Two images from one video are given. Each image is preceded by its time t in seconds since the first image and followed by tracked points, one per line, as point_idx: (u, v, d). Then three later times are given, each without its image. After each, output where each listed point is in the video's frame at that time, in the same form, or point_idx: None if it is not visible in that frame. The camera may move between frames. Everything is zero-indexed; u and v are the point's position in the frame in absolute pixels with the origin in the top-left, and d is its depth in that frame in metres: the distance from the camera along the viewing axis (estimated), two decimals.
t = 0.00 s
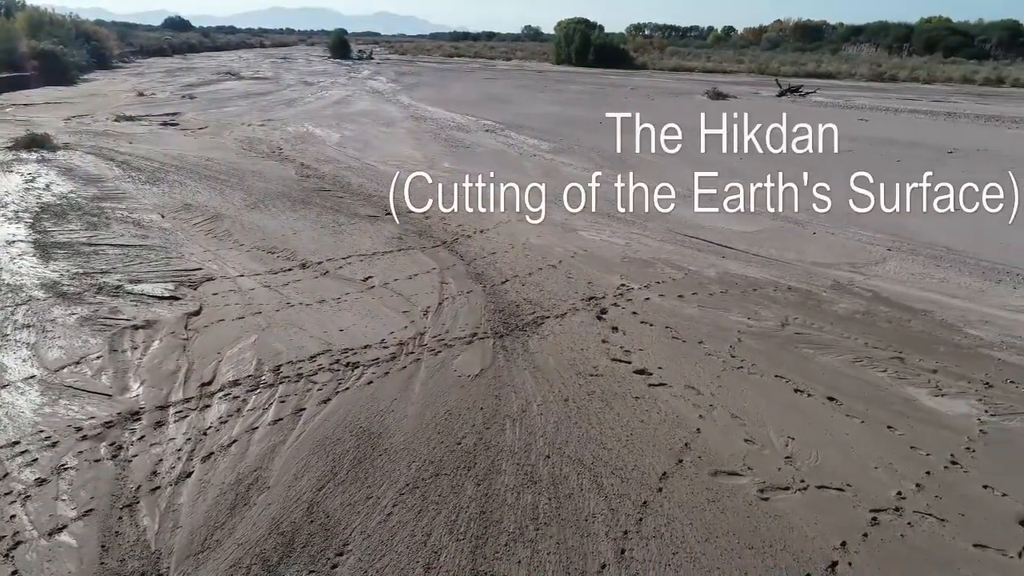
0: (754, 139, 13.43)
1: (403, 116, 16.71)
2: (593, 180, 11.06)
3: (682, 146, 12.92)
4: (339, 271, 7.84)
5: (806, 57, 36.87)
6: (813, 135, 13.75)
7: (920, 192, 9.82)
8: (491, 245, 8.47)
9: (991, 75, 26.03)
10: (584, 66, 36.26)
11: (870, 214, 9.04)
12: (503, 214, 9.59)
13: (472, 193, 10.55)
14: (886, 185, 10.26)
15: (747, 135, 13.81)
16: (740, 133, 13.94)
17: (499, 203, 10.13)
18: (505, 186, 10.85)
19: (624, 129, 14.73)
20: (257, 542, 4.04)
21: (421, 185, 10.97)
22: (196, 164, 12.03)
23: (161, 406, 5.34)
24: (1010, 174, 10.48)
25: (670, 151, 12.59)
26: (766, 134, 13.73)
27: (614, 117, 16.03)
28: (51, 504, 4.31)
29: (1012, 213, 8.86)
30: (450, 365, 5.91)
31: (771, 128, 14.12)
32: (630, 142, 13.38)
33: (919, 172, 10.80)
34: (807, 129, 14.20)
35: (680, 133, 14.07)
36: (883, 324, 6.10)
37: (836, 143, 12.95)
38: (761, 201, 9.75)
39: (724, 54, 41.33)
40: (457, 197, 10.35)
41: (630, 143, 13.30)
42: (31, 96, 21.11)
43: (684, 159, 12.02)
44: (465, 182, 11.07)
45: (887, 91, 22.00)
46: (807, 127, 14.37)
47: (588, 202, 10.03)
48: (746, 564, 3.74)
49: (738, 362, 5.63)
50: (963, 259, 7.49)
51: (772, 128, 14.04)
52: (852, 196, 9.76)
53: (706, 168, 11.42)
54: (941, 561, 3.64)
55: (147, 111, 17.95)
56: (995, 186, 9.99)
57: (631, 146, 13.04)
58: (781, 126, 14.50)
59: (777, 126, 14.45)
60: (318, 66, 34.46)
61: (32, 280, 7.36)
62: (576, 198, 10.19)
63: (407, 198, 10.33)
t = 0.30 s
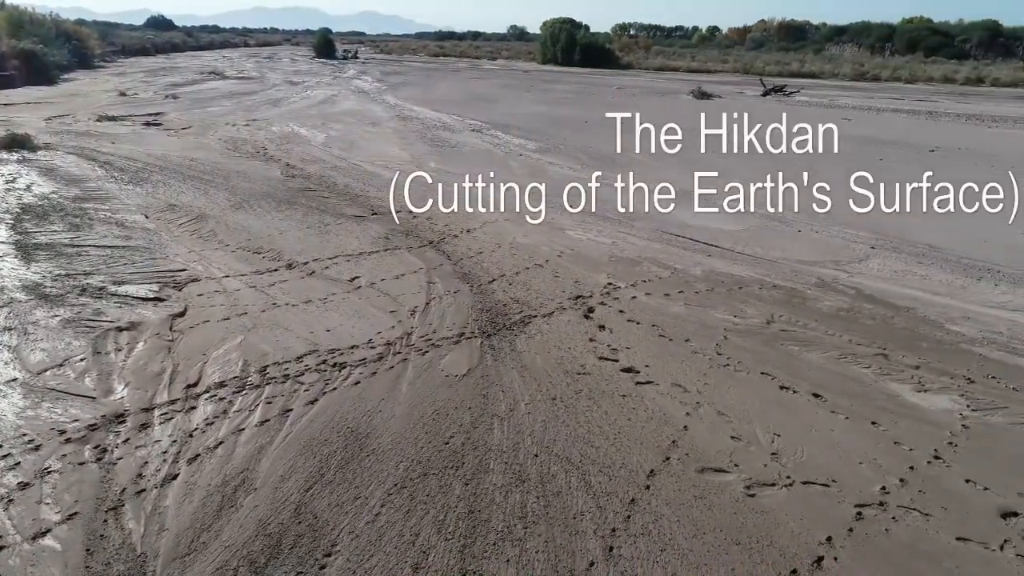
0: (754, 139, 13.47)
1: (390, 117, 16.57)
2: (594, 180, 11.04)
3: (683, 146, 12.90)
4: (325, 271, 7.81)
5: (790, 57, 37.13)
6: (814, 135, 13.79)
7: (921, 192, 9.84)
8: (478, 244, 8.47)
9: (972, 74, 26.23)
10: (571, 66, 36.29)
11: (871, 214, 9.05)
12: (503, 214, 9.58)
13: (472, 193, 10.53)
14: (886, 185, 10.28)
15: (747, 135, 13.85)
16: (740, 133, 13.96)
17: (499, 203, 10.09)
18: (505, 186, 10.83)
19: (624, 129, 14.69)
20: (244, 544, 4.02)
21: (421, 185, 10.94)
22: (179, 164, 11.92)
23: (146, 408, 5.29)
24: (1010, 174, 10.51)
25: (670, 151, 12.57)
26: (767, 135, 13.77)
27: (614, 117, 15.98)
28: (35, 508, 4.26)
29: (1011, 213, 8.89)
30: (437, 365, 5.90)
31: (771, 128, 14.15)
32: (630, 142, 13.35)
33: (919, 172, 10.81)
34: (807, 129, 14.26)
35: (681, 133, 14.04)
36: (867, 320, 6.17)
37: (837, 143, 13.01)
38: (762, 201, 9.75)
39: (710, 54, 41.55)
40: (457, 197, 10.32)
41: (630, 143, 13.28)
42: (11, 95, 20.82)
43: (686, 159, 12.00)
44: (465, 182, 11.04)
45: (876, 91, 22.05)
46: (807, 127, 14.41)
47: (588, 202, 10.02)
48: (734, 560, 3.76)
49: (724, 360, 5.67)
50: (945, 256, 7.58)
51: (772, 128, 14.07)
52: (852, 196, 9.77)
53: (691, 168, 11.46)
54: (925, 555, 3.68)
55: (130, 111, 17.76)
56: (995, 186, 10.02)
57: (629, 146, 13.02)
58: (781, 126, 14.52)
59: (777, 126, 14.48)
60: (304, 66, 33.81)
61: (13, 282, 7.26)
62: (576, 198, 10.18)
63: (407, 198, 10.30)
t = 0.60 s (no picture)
0: (753, 139, 13.53)
1: (373, 117, 16.52)
2: (594, 179, 11.03)
3: (682, 146, 12.92)
4: (310, 272, 7.77)
5: (773, 57, 37.41)
6: (813, 135, 13.87)
7: (920, 192, 9.86)
8: (463, 244, 8.47)
9: (950, 75, 26.54)
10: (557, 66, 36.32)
11: (870, 214, 9.07)
12: (504, 213, 9.56)
13: (472, 193, 10.51)
14: (886, 185, 10.32)
15: (747, 135, 13.90)
16: (740, 133, 14.01)
17: (499, 203, 10.06)
18: (505, 187, 10.80)
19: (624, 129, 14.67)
20: (230, 547, 3.99)
21: (420, 185, 10.90)
22: (161, 165, 11.80)
23: (129, 411, 5.23)
24: (1010, 174, 10.55)
25: (670, 151, 12.58)
26: (766, 134, 13.83)
27: (614, 117, 15.96)
28: (16, 514, 4.20)
29: (1012, 213, 8.93)
30: (423, 365, 5.88)
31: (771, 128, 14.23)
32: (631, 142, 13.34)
33: (920, 172, 10.84)
34: (807, 129, 14.37)
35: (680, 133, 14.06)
36: (849, 318, 6.23)
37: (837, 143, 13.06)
38: (762, 201, 9.76)
39: (693, 53, 41.78)
40: (457, 197, 10.31)
41: (630, 143, 13.28)
42: None
43: (687, 159, 12.01)
44: (465, 182, 11.02)
45: (862, 91, 22.16)
46: (807, 127, 14.52)
47: (588, 201, 10.01)
48: (720, 557, 3.79)
49: (709, 358, 5.71)
50: (925, 254, 7.68)
51: (772, 128, 14.14)
52: (852, 196, 9.80)
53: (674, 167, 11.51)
54: (907, 549, 3.73)
55: (110, 111, 17.55)
56: (994, 186, 10.06)
57: (629, 146, 13.03)
58: (781, 126, 14.57)
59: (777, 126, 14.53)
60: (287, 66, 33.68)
61: None
62: (576, 198, 10.17)
63: (406, 198, 10.26)
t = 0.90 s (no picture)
0: (754, 139, 13.48)
1: (357, 116, 16.44)
2: (594, 180, 11.02)
3: (682, 146, 12.92)
4: (294, 273, 7.71)
5: (758, 57, 37.64)
6: (813, 135, 13.83)
7: (920, 192, 9.87)
8: (448, 244, 8.45)
9: (929, 74, 26.82)
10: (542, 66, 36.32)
11: (870, 214, 9.10)
12: (505, 214, 9.53)
13: (472, 193, 10.48)
14: (886, 185, 10.32)
15: (747, 135, 13.87)
16: (740, 133, 13.98)
17: (499, 203, 10.05)
18: (506, 187, 10.77)
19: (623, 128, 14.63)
20: (214, 552, 3.94)
21: (420, 185, 10.84)
22: (142, 166, 11.66)
23: (111, 415, 5.16)
24: (1009, 174, 10.58)
25: (671, 151, 12.58)
26: (767, 134, 13.79)
27: (614, 117, 15.90)
28: None
29: (1012, 213, 8.95)
30: (408, 366, 5.86)
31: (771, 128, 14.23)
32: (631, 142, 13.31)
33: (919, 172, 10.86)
34: (807, 129, 14.32)
35: (680, 133, 14.03)
36: (831, 315, 6.29)
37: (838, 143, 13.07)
38: (761, 201, 9.79)
39: (677, 53, 41.99)
40: (458, 197, 10.28)
41: (630, 143, 13.24)
42: None
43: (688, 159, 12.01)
44: (465, 181, 10.99)
45: (848, 92, 22.26)
46: (807, 127, 14.47)
47: (588, 201, 10.01)
48: (706, 554, 3.80)
49: (693, 356, 5.73)
50: (905, 252, 7.76)
51: (772, 128, 14.13)
52: (852, 196, 9.82)
53: (655, 168, 11.54)
54: (889, 545, 3.76)
55: (90, 111, 17.32)
56: (994, 186, 10.07)
57: (630, 146, 12.99)
58: (781, 126, 14.55)
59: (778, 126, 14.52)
60: (270, 66, 33.41)
61: None
62: (577, 198, 10.15)
63: (407, 198, 10.23)
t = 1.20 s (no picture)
0: (753, 139, 13.45)
1: (338, 116, 16.33)
2: (594, 180, 11.00)
3: (682, 146, 12.92)
4: (275, 275, 7.64)
5: (739, 57, 37.91)
6: (813, 135, 13.77)
7: (921, 192, 9.90)
8: (430, 245, 8.42)
9: (905, 74, 27.19)
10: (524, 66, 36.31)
11: (871, 214, 9.10)
12: (504, 214, 9.52)
13: (472, 193, 10.46)
14: (886, 184, 10.33)
15: (746, 135, 13.82)
16: (740, 133, 13.93)
17: (499, 203, 10.03)
18: (505, 187, 10.74)
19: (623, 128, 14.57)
20: (195, 557, 3.89)
21: (420, 185, 10.83)
22: (119, 167, 11.50)
23: (89, 420, 5.08)
24: (1009, 174, 10.62)
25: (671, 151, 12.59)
26: (766, 134, 13.75)
27: (614, 117, 15.82)
28: None
29: (1012, 213, 8.99)
30: (391, 368, 5.83)
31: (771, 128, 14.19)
32: (631, 142, 13.30)
33: (919, 172, 10.88)
34: (807, 129, 14.25)
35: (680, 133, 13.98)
36: (810, 313, 6.35)
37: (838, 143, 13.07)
38: (761, 201, 9.80)
39: (658, 53, 42.20)
40: (457, 197, 10.25)
41: (629, 143, 13.23)
42: None
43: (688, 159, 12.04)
44: (465, 181, 10.96)
45: (829, 91, 22.42)
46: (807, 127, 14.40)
47: (588, 202, 10.00)
48: (688, 552, 3.82)
49: (675, 355, 5.76)
50: (882, 250, 7.87)
51: (772, 128, 14.08)
52: (852, 196, 9.83)
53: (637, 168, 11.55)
54: (870, 539, 3.80)
55: (65, 112, 17.05)
56: (994, 185, 10.11)
57: (630, 146, 12.97)
58: (781, 126, 14.50)
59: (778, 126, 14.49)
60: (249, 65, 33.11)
61: None
62: (576, 198, 10.14)
63: (406, 198, 10.19)
